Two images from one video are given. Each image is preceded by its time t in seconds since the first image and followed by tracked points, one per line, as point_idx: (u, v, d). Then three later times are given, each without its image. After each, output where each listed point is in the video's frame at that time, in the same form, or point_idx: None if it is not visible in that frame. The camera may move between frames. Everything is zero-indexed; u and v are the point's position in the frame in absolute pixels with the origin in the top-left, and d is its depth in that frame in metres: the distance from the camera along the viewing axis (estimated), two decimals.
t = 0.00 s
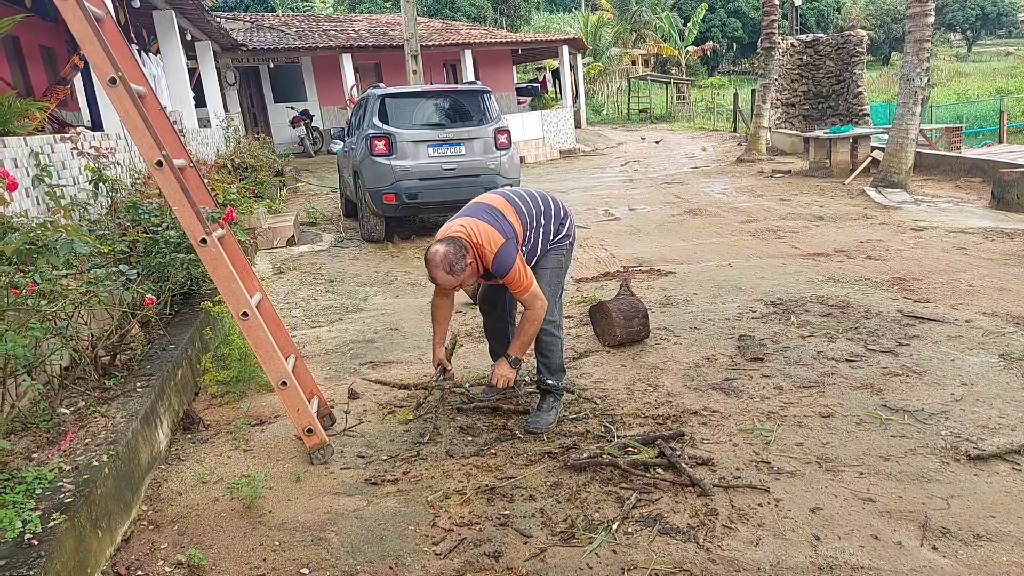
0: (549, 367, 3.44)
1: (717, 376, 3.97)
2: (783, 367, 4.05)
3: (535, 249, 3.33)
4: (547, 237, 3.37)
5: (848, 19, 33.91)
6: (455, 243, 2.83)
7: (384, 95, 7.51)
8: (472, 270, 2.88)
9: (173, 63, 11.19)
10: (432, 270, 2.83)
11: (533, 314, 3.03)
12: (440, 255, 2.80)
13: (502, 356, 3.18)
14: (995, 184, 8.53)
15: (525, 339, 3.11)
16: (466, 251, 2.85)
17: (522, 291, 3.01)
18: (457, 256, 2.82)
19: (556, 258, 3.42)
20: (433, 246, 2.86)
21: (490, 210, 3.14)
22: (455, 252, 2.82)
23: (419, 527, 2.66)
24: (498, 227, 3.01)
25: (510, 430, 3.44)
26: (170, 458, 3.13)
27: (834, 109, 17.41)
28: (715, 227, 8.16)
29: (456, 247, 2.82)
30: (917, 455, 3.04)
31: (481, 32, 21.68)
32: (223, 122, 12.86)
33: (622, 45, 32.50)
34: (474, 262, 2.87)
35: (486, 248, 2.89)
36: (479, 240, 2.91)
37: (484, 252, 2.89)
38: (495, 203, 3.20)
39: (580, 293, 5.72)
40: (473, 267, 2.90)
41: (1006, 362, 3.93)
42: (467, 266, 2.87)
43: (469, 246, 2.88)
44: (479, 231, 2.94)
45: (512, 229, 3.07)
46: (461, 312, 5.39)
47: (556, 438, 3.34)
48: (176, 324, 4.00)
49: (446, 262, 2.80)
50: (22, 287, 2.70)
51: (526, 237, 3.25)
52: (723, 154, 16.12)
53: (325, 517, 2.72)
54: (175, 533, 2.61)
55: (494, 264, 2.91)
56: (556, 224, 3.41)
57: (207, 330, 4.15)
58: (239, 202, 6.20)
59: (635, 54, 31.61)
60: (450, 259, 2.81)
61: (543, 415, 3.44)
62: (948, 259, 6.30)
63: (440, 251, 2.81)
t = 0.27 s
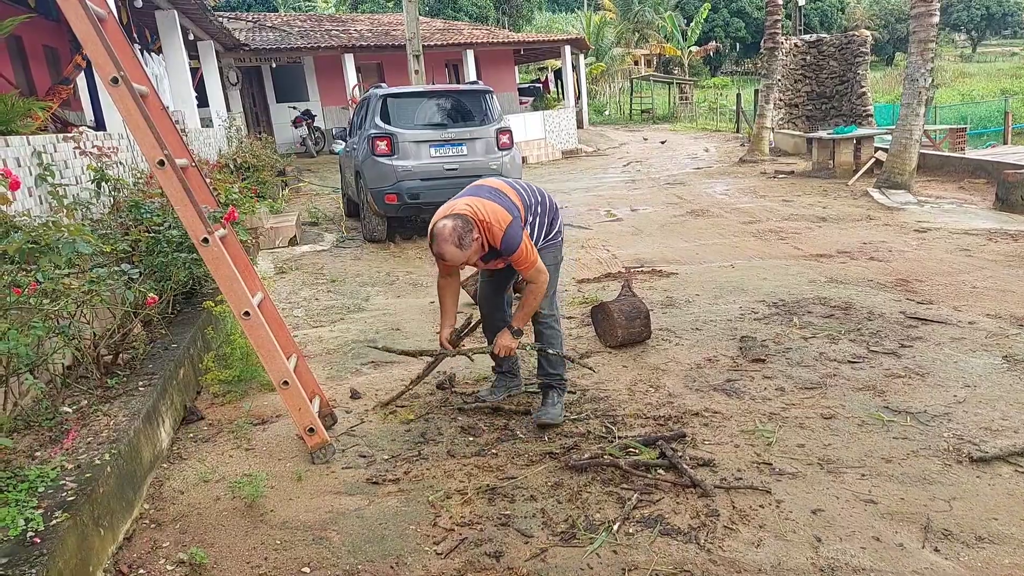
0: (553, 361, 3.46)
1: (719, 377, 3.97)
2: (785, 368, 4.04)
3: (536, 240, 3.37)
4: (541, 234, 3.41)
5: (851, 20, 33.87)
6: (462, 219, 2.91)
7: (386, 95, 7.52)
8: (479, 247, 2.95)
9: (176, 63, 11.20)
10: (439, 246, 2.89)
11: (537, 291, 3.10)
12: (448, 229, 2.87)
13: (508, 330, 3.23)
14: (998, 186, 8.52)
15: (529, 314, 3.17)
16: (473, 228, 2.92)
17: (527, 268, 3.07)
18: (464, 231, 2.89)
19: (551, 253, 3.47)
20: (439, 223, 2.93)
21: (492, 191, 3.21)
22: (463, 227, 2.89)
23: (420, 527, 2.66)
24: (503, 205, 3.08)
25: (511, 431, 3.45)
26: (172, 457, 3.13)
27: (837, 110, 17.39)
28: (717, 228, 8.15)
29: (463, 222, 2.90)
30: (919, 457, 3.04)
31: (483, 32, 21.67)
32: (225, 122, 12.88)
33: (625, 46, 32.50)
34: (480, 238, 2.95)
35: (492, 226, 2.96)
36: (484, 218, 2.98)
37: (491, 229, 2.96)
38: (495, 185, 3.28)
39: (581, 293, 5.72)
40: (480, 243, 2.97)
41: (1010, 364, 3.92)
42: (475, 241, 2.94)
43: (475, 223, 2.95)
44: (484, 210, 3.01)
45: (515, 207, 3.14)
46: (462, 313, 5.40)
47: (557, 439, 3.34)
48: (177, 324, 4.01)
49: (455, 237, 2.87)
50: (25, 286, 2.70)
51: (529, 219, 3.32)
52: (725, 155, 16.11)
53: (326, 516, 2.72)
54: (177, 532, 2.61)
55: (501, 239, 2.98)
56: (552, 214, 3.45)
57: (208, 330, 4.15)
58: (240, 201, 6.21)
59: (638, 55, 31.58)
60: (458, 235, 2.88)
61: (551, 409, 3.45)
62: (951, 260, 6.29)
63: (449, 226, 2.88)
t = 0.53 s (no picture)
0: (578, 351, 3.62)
1: (721, 375, 3.96)
2: (786, 366, 4.04)
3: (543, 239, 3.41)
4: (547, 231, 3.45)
5: (854, 17, 33.78)
6: (472, 217, 2.95)
7: (388, 92, 7.51)
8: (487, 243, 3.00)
9: (176, 60, 11.19)
10: (450, 245, 2.92)
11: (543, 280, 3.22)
12: (458, 228, 2.90)
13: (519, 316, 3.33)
14: (1000, 184, 8.50)
15: (536, 303, 3.29)
16: (481, 225, 2.98)
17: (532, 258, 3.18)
18: (474, 229, 2.93)
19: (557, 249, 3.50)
20: (448, 222, 2.97)
21: (494, 189, 3.28)
22: (471, 225, 2.93)
23: (421, 525, 2.66)
24: (506, 200, 3.15)
25: (512, 428, 3.44)
26: (172, 455, 3.13)
27: (839, 108, 17.36)
28: (718, 226, 8.14)
29: (472, 220, 2.94)
30: (920, 455, 3.03)
31: (484, 29, 21.64)
32: (226, 119, 12.87)
33: (627, 43, 32.45)
34: (489, 234, 3.00)
35: (499, 222, 3.02)
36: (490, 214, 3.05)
37: (498, 225, 3.02)
38: (496, 183, 3.36)
39: (582, 291, 5.71)
40: (490, 240, 3.02)
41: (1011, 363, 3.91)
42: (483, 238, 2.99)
43: (482, 220, 3.01)
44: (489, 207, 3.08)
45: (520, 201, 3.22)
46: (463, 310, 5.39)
47: (558, 436, 3.34)
48: (178, 321, 4.00)
49: (465, 235, 2.91)
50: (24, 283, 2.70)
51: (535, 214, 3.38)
52: (727, 153, 16.09)
53: (326, 514, 2.72)
54: (177, 529, 2.61)
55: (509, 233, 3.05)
56: (556, 208, 3.51)
57: (209, 327, 4.15)
58: (241, 198, 6.21)
59: (640, 52, 31.52)
60: (467, 232, 2.92)
61: (586, 393, 3.62)
62: (953, 259, 6.28)
63: (459, 225, 2.92)
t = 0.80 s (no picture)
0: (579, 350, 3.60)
1: (721, 372, 3.94)
2: (786, 362, 4.03)
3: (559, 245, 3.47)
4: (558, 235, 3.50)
5: (853, 12, 33.71)
6: (497, 238, 2.89)
7: (387, 89, 7.49)
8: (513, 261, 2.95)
9: (174, 58, 11.17)
10: (481, 269, 2.83)
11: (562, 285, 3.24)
12: (487, 251, 2.82)
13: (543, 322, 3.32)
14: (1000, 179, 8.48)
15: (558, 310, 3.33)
16: (507, 244, 2.92)
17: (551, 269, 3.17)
18: (502, 249, 2.86)
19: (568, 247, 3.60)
20: (474, 246, 2.89)
21: (504, 205, 3.25)
22: (499, 246, 2.86)
23: (422, 523, 2.65)
24: (520, 215, 3.13)
25: (512, 425, 3.43)
26: (172, 454, 3.12)
27: (838, 103, 17.32)
28: (718, 222, 8.12)
29: (499, 241, 2.87)
30: (920, 450, 3.02)
31: (483, 26, 21.60)
32: (224, 116, 12.84)
33: (626, 39, 32.41)
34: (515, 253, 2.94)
35: (521, 237, 2.99)
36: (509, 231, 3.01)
37: (521, 242, 2.98)
38: (503, 199, 3.32)
39: (582, 288, 5.70)
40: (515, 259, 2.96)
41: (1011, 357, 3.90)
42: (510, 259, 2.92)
43: (505, 238, 2.95)
44: (507, 224, 3.04)
45: (534, 213, 3.20)
46: (463, 308, 5.38)
47: (559, 434, 3.32)
48: (177, 320, 3.99)
49: (496, 256, 2.82)
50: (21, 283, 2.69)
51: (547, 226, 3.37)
52: (726, 149, 16.06)
53: (326, 513, 2.71)
54: (177, 529, 2.60)
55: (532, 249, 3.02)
56: (561, 206, 3.56)
57: (208, 325, 4.13)
58: (240, 196, 6.19)
59: (639, 48, 31.47)
60: (497, 253, 2.83)
61: (589, 392, 3.61)
62: (952, 254, 6.27)
63: (486, 247, 2.84)
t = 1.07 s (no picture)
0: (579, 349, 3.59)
1: (721, 369, 3.94)
2: (786, 359, 4.02)
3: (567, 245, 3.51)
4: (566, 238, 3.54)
5: (850, 9, 33.72)
6: (516, 240, 2.88)
7: (384, 88, 7.48)
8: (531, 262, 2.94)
9: (171, 59, 11.15)
10: (502, 271, 2.80)
11: (573, 284, 3.28)
12: (507, 252, 2.80)
13: (554, 323, 3.33)
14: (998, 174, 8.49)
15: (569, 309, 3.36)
16: (525, 247, 2.91)
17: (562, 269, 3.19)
18: (521, 250, 2.85)
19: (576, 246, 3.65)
20: (493, 249, 2.87)
21: (515, 210, 3.26)
22: (518, 248, 2.85)
23: (422, 523, 2.64)
24: (532, 217, 3.14)
25: (512, 424, 3.43)
26: (172, 456, 3.12)
27: (836, 100, 17.33)
28: (716, 220, 8.12)
29: (518, 242, 2.86)
30: (920, 446, 3.02)
31: (481, 25, 21.58)
32: (222, 117, 12.82)
33: (624, 37, 32.41)
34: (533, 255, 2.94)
35: (537, 240, 3.00)
36: (524, 234, 3.01)
37: (538, 245, 2.98)
38: (512, 203, 3.33)
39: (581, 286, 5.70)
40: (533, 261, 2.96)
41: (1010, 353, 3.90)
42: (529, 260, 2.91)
43: (522, 241, 2.94)
44: (521, 227, 3.04)
45: (546, 215, 3.21)
46: (462, 307, 5.38)
47: (559, 432, 3.32)
48: (175, 321, 3.99)
49: (517, 258, 2.80)
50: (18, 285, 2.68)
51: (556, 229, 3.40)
52: (725, 146, 16.06)
53: (327, 513, 2.71)
54: (177, 531, 2.60)
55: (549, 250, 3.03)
56: (568, 209, 3.59)
57: (207, 326, 4.13)
58: (238, 196, 6.18)
59: (636, 46, 31.45)
60: (518, 255, 2.82)
61: (589, 391, 3.60)
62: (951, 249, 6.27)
63: (506, 248, 2.82)
